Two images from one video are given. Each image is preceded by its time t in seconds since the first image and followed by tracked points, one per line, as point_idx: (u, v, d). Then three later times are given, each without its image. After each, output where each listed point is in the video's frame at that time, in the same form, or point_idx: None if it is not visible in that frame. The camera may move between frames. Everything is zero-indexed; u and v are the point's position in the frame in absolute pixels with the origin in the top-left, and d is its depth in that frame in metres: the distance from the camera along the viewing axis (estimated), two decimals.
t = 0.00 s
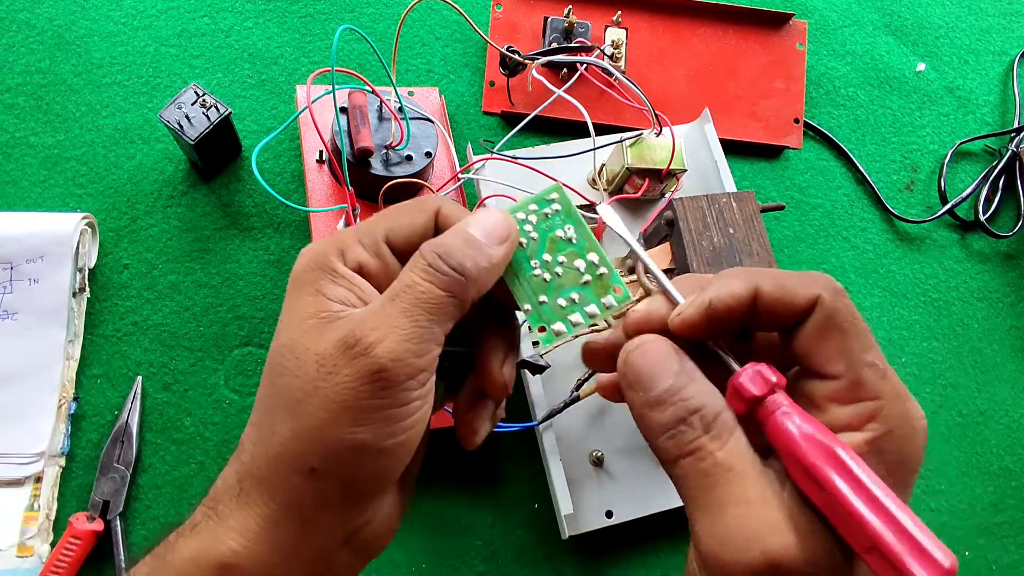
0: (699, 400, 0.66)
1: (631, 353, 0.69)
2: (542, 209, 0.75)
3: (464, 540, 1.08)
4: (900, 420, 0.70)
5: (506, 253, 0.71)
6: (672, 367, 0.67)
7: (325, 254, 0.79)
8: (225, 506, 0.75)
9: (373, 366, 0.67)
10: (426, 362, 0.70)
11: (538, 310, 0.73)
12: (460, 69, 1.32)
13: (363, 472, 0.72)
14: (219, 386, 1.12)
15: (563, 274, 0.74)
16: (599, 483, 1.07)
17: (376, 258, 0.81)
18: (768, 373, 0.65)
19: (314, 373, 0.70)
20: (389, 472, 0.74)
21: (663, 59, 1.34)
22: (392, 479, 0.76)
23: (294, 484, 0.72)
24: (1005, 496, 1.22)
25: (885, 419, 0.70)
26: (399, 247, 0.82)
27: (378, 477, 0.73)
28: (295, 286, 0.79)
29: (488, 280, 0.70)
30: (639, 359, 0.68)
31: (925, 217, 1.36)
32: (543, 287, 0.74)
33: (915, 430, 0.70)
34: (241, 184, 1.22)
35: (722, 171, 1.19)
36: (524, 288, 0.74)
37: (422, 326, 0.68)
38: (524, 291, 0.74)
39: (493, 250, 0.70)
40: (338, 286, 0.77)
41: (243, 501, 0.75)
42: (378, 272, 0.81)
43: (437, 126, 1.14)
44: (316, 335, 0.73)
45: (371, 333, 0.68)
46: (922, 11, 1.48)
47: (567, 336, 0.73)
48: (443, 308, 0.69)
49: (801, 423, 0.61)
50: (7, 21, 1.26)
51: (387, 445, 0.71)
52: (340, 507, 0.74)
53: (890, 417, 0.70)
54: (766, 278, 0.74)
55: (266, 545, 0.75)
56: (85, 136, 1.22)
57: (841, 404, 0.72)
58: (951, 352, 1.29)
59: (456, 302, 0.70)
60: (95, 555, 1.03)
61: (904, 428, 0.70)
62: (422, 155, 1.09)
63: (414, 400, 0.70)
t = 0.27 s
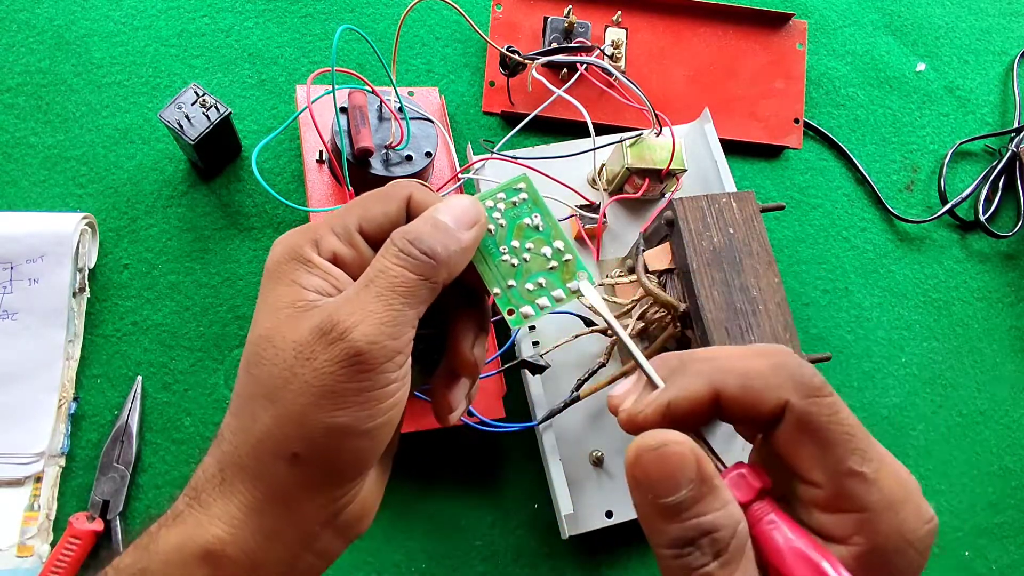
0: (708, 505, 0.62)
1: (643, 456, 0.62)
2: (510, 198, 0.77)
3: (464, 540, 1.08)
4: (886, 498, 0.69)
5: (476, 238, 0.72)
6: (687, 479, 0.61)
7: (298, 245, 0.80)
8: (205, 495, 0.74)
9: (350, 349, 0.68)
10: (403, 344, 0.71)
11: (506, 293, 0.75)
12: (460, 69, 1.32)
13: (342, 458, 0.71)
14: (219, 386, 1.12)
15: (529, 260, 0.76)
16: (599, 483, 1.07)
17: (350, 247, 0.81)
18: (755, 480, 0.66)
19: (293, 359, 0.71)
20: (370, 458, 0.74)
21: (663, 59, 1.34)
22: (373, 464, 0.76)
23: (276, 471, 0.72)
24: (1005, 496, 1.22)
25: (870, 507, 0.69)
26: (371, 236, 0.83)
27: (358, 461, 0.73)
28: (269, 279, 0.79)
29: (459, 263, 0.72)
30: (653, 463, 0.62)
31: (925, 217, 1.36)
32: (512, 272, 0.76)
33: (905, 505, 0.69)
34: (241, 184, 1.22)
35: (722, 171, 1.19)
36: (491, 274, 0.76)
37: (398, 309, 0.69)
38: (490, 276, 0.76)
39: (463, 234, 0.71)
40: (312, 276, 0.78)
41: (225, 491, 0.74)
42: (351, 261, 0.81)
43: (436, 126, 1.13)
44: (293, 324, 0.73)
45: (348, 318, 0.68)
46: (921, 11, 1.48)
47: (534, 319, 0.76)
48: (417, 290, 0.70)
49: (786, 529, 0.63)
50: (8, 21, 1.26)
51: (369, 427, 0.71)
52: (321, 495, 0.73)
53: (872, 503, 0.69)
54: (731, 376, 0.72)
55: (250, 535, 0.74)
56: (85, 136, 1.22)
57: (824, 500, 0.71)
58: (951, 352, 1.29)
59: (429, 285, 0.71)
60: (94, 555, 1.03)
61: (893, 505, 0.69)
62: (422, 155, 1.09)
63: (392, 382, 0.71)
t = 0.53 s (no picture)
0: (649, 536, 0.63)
1: (583, 491, 0.62)
2: (515, 203, 0.77)
3: (464, 540, 1.08)
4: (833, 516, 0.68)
5: (479, 242, 0.72)
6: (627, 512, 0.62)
7: (301, 247, 0.80)
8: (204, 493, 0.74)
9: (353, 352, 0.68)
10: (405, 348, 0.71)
11: (508, 299, 0.76)
12: (460, 69, 1.32)
13: (344, 459, 0.71)
14: (219, 386, 1.12)
15: (532, 266, 0.76)
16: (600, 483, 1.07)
17: (354, 250, 0.81)
18: (698, 504, 0.67)
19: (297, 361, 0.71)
20: (371, 458, 0.74)
21: (663, 59, 1.34)
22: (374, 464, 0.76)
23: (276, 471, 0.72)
24: (1005, 496, 1.22)
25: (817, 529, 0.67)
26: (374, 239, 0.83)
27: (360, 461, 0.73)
28: (272, 281, 0.79)
29: (463, 266, 0.72)
30: (594, 498, 0.62)
31: (925, 217, 1.36)
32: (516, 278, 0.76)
33: (850, 524, 0.68)
34: (241, 184, 1.22)
35: (722, 171, 1.19)
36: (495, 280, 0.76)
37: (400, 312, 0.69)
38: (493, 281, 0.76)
39: (467, 238, 0.71)
40: (315, 279, 0.78)
41: (226, 490, 0.74)
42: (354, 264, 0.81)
43: (436, 126, 1.13)
44: (297, 326, 0.73)
45: (351, 320, 0.68)
46: (921, 11, 1.48)
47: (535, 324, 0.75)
48: (420, 293, 0.70)
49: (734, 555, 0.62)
50: (7, 21, 1.25)
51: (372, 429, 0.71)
52: (322, 495, 0.73)
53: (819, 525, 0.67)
54: (669, 403, 0.70)
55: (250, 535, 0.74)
56: (85, 136, 1.22)
57: (773, 524, 0.69)
58: (951, 352, 1.29)
59: (432, 288, 0.71)
60: (94, 555, 1.03)
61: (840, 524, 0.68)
62: (422, 155, 1.09)
63: (395, 385, 0.71)
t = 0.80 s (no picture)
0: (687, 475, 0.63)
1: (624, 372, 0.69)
2: (513, 207, 0.76)
3: (464, 540, 1.08)
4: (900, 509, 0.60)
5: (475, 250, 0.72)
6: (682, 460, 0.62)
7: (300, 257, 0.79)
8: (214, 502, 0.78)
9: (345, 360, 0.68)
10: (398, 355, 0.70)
11: (506, 305, 0.76)
12: (460, 69, 1.32)
13: (338, 467, 0.71)
14: (219, 386, 1.12)
15: (530, 271, 0.76)
16: (599, 483, 1.07)
17: (352, 258, 0.81)
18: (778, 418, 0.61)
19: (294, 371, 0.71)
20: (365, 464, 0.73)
21: (663, 59, 1.34)
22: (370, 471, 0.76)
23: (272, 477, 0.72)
24: (1005, 496, 1.22)
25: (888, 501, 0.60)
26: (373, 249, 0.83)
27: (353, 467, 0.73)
28: (270, 289, 0.79)
29: (458, 273, 0.71)
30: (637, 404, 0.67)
31: (925, 217, 1.36)
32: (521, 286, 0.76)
33: (929, 487, 0.60)
34: (241, 184, 1.22)
35: (722, 171, 1.19)
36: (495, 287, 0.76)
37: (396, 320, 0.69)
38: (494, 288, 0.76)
39: (463, 245, 0.71)
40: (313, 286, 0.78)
41: (222, 497, 0.74)
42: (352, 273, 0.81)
43: (436, 126, 1.13)
44: (293, 334, 0.73)
45: (346, 329, 0.68)
46: (922, 11, 1.48)
47: (534, 331, 0.76)
48: (414, 300, 0.70)
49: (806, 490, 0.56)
50: (8, 21, 1.25)
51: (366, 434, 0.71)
52: (317, 502, 0.73)
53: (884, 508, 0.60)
54: (776, 319, 0.63)
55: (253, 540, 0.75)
56: (85, 136, 1.22)
57: (851, 467, 0.62)
58: (951, 352, 1.29)
59: (428, 296, 0.70)
60: (94, 555, 1.03)
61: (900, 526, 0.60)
62: (422, 155, 1.09)
63: (388, 392, 0.71)
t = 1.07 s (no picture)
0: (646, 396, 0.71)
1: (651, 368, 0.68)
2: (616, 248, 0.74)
3: (464, 540, 1.08)
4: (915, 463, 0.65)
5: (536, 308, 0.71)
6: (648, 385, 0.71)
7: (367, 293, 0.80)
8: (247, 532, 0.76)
9: (406, 409, 0.68)
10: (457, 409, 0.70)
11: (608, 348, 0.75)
12: (460, 69, 1.32)
13: (383, 510, 0.71)
14: (219, 386, 1.12)
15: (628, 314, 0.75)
16: (599, 483, 1.07)
17: (421, 301, 0.81)
18: (792, 366, 0.61)
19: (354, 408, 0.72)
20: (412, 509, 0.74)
21: (663, 59, 1.34)
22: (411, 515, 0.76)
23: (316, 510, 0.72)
24: (1005, 496, 1.22)
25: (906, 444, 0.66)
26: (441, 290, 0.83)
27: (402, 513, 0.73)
28: (341, 322, 0.80)
29: (519, 330, 0.70)
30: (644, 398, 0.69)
31: (925, 217, 1.36)
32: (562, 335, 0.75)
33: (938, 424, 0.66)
34: (241, 184, 1.22)
35: (722, 171, 1.19)
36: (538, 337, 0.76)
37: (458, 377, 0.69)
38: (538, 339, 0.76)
39: (529, 304, 0.70)
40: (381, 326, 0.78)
41: (261, 526, 0.74)
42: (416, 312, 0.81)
43: (437, 126, 1.13)
44: (355, 375, 0.73)
45: (405, 376, 0.68)
46: (922, 11, 1.48)
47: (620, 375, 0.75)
48: (474, 357, 0.69)
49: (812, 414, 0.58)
50: (7, 21, 1.25)
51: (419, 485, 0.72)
52: (355, 541, 0.73)
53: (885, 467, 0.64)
54: (795, 302, 0.72)
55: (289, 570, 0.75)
56: (85, 136, 1.22)
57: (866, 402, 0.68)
58: (950, 352, 1.29)
59: (487, 354, 0.69)
60: (94, 555, 1.03)
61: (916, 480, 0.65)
62: (422, 155, 1.09)
63: (439, 443, 0.71)
